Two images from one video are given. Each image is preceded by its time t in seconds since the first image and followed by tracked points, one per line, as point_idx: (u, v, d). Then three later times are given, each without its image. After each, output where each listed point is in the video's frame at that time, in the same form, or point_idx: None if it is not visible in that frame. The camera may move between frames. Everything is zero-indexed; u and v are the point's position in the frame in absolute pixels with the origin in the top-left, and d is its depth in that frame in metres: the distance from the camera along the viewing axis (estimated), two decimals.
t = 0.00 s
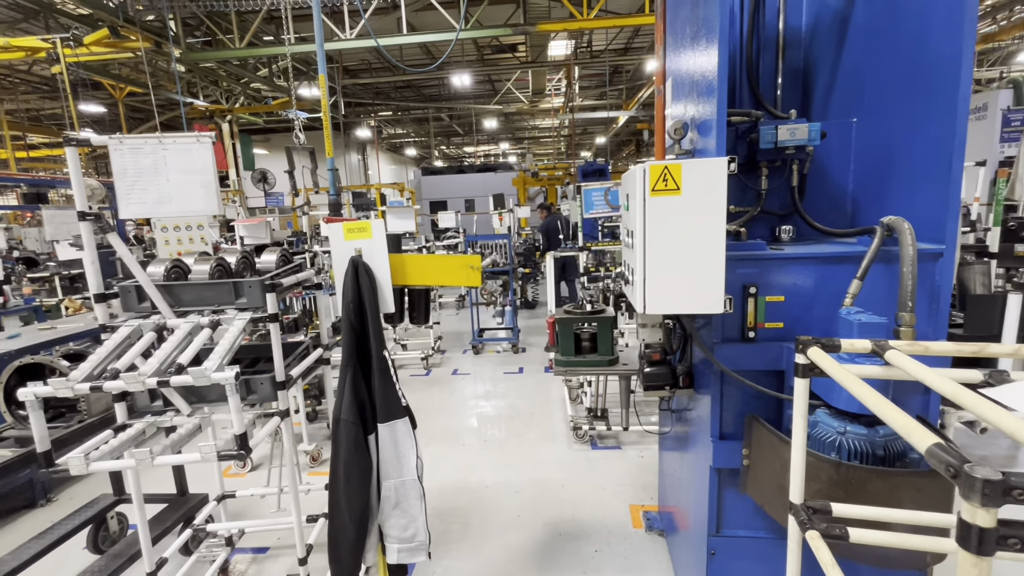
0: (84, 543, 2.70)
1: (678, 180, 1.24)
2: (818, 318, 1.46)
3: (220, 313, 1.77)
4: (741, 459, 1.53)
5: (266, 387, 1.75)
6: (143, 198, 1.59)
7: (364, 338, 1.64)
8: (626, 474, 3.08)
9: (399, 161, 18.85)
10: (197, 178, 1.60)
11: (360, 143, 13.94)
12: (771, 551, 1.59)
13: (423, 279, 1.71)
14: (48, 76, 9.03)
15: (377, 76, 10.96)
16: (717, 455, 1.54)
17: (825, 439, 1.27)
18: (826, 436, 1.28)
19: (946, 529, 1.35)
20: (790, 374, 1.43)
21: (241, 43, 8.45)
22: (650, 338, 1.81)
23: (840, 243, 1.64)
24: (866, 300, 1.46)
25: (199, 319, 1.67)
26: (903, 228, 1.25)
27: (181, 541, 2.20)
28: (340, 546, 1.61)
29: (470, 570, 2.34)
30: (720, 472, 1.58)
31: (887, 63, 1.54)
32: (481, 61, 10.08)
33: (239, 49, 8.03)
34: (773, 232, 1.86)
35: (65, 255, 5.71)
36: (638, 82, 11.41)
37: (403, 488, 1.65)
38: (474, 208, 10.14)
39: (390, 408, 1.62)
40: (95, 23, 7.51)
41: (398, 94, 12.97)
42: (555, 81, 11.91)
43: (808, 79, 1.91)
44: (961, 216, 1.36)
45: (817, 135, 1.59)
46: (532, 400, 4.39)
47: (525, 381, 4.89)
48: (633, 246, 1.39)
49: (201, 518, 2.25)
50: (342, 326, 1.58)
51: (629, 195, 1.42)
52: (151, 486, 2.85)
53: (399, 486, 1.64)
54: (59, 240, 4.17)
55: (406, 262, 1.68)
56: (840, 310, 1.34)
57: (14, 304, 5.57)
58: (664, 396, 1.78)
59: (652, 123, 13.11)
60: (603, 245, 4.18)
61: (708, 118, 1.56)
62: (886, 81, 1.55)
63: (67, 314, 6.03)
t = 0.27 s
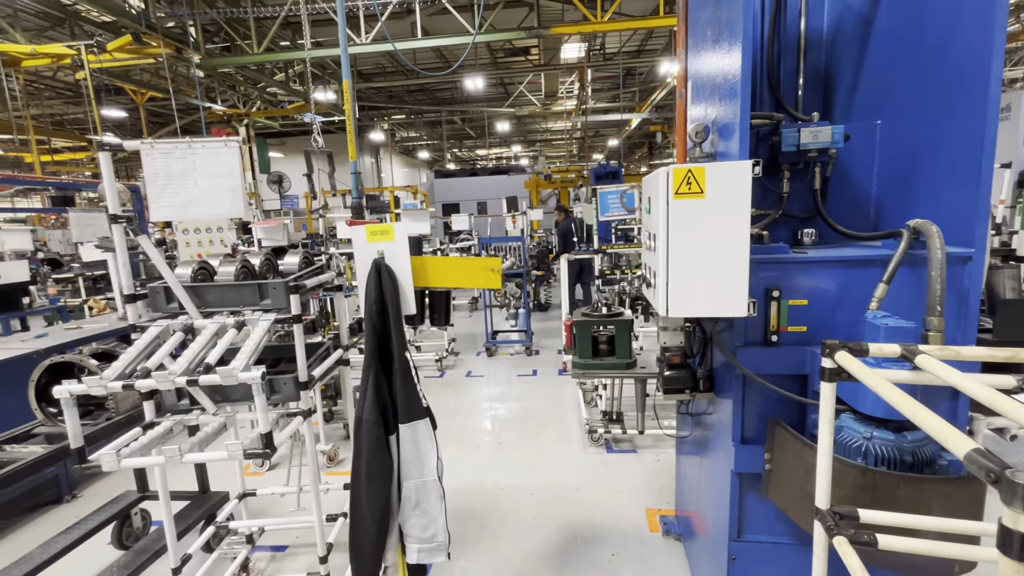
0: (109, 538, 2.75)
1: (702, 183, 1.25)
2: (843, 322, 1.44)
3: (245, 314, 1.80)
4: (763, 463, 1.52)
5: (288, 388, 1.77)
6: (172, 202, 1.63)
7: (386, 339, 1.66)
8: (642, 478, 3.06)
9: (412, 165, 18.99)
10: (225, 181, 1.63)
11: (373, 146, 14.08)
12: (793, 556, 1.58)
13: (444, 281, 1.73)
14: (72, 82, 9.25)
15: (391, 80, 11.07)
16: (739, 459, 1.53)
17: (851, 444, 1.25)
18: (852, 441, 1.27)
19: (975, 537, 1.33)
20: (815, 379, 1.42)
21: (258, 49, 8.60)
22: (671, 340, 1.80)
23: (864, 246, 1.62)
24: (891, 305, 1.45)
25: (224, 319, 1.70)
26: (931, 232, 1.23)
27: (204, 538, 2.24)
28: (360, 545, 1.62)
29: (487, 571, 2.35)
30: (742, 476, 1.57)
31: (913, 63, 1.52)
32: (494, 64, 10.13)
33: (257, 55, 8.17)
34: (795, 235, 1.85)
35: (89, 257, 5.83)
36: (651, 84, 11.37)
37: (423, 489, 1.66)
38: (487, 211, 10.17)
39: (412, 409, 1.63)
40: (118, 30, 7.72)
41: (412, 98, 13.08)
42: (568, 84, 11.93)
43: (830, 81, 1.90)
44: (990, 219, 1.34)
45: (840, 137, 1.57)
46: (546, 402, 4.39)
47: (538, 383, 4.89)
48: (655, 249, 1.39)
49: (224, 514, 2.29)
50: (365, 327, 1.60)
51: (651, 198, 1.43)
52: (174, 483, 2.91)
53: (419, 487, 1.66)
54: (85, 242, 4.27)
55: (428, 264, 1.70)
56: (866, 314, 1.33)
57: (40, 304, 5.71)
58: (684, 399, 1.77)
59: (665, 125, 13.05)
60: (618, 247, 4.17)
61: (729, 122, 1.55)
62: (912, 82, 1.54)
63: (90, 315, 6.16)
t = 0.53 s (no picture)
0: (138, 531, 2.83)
1: (727, 187, 1.25)
2: (870, 326, 1.42)
3: (272, 314, 1.84)
4: (787, 468, 1.50)
5: (314, 387, 1.80)
6: (204, 204, 1.68)
7: (410, 340, 1.68)
8: (660, 482, 3.05)
9: (428, 167, 19.13)
10: (255, 185, 1.67)
11: (390, 149, 14.23)
12: (818, 563, 1.56)
13: (466, 283, 1.75)
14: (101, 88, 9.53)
15: (408, 83, 11.19)
16: (762, 464, 1.52)
17: (880, 450, 1.24)
18: (880, 447, 1.25)
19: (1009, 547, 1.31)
20: (842, 384, 1.40)
21: (280, 54, 8.77)
22: (694, 344, 1.80)
23: (892, 250, 1.60)
24: (921, 308, 1.43)
25: (253, 319, 1.74)
26: (963, 235, 1.21)
27: (230, 533, 2.30)
28: (384, 543, 1.65)
29: (505, 572, 2.36)
30: (766, 481, 1.56)
31: (944, 64, 1.50)
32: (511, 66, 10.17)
33: (279, 60, 8.32)
34: (820, 238, 1.83)
35: (117, 257, 6.00)
36: (668, 85, 11.30)
37: (445, 488, 1.68)
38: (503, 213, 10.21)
39: (435, 409, 1.66)
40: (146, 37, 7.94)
41: (428, 101, 13.19)
42: (584, 86, 11.91)
43: (855, 82, 1.88)
44: None
45: (868, 139, 1.55)
46: (563, 404, 4.39)
47: (555, 385, 4.89)
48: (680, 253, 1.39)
49: (249, 510, 2.34)
50: (389, 327, 1.63)
51: (676, 201, 1.43)
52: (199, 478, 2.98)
53: (441, 486, 1.68)
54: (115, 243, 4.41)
55: (451, 266, 1.72)
56: (895, 319, 1.31)
57: (71, 304, 5.89)
58: (706, 403, 1.76)
59: (682, 126, 12.96)
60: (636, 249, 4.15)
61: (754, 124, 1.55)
62: (942, 83, 1.52)
63: (118, 314, 6.33)
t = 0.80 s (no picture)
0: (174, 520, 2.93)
1: (760, 187, 1.25)
2: (905, 328, 1.41)
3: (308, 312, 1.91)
4: (818, 469, 1.49)
5: (347, 382, 1.85)
6: (245, 205, 1.74)
7: (440, 338, 1.72)
8: (684, 483, 3.03)
9: (447, 168, 19.28)
10: (293, 186, 1.73)
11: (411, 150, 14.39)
12: (849, 566, 1.55)
13: (496, 282, 1.78)
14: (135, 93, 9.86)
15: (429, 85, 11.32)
16: (793, 465, 1.51)
17: (916, 452, 1.23)
18: (916, 449, 1.24)
19: None
20: (876, 385, 1.39)
21: (305, 57, 8.96)
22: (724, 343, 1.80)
23: (928, 251, 1.58)
24: (958, 310, 1.41)
25: (290, 316, 1.80)
26: (1004, 235, 1.20)
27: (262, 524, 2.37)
28: (414, 536, 1.69)
29: (530, 569, 2.38)
30: (796, 482, 1.55)
31: (984, 62, 1.48)
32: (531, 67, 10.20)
33: (305, 64, 8.50)
34: (852, 239, 1.81)
35: (151, 256, 6.21)
36: (690, 85, 11.20)
37: (474, 483, 1.71)
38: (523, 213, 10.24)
39: (465, 405, 1.69)
40: (177, 43, 8.20)
41: (448, 102, 13.31)
42: (604, 86, 11.87)
43: (890, 81, 1.85)
44: None
45: (903, 139, 1.54)
46: (584, 405, 4.39)
47: (577, 386, 4.89)
48: (711, 253, 1.40)
49: (281, 501, 2.41)
50: (421, 325, 1.67)
51: (707, 202, 1.44)
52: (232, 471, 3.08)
53: (471, 481, 1.71)
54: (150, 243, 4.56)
55: (481, 265, 1.75)
56: (932, 320, 1.30)
57: (107, 301, 6.11)
58: (735, 403, 1.76)
59: (704, 126, 12.82)
60: (659, 250, 4.13)
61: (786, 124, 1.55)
62: (982, 82, 1.49)
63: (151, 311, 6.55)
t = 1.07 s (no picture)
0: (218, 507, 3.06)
1: (803, 187, 1.27)
2: (951, 327, 1.40)
3: (353, 308, 1.99)
4: (859, 468, 1.49)
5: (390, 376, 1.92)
6: (296, 205, 1.82)
7: (481, 334, 1.77)
8: (714, 484, 3.03)
9: (470, 168, 19.41)
10: (341, 187, 1.81)
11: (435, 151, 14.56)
12: (889, 566, 1.54)
13: (535, 280, 1.83)
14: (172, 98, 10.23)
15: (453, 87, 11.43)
16: (833, 463, 1.52)
17: (963, 452, 1.23)
18: (963, 449, 1.24)
19: None
20: (920, 385, 1.39)
21: (333, 61, 9.15)
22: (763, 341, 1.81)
23: (975, 251, 1.56)
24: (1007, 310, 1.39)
25: (337, 311, 1.88)
26: None
27: (304, 511, 2.46)
28: (455, 525, 1.74)
29: (562, 564, 2.42)
30: (836, 481, 1.56)
31: None
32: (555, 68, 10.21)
33: (334, 67, 8.68)
34: (894, 239, 1.80)
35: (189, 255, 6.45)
36: (716, 83, 11.05)
37: (513, 475, 1.76)
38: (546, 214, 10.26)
39: (505, 399, 1.74)
40: (213, 49, 8.48)
41: (472, 104, 13.41)
42: (628, 85, 11.80)
43: (933, 79, 1.83)
44: None
45: (949, 138, 1.52)
46: (611, 404, 4.40)
47: (604, 385, 4.90)
48: (752, 253, 1.42)
49: (322, 491, 2.50)
50: (463, 321, 1.73)
51: (748, 202, 1.46)
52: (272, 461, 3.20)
53: (509, 473, 1.76)
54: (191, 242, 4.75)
55: (521, 264, 1.80)
56: (980, 320, 1.29)
57: (149, 298, 6.37)
58: (772, 402, 1.76)
59: (730, 125, 12.63)
60: (688, 250, 4.10)
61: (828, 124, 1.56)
62: None
63: (189, 308, 6.79)
